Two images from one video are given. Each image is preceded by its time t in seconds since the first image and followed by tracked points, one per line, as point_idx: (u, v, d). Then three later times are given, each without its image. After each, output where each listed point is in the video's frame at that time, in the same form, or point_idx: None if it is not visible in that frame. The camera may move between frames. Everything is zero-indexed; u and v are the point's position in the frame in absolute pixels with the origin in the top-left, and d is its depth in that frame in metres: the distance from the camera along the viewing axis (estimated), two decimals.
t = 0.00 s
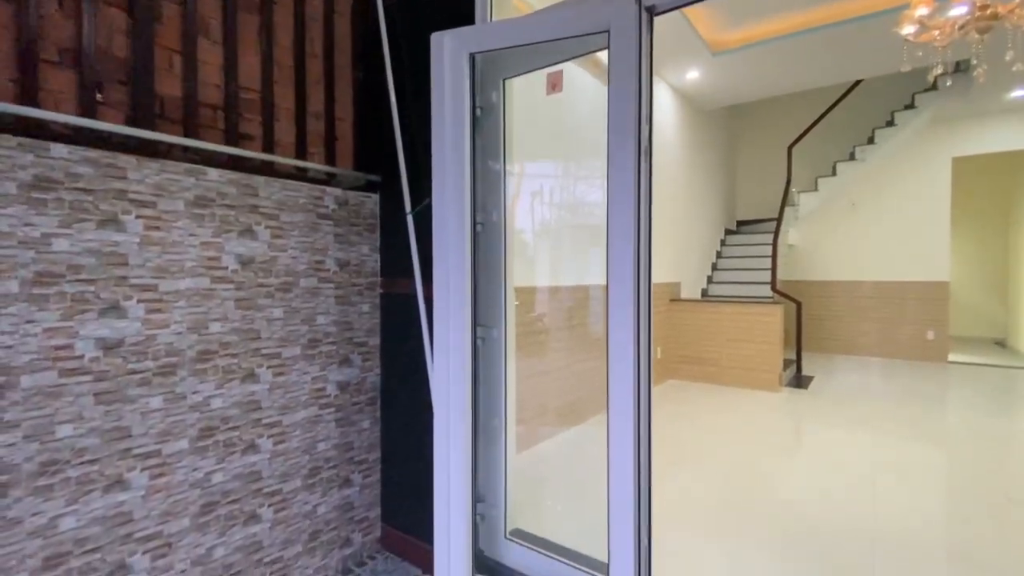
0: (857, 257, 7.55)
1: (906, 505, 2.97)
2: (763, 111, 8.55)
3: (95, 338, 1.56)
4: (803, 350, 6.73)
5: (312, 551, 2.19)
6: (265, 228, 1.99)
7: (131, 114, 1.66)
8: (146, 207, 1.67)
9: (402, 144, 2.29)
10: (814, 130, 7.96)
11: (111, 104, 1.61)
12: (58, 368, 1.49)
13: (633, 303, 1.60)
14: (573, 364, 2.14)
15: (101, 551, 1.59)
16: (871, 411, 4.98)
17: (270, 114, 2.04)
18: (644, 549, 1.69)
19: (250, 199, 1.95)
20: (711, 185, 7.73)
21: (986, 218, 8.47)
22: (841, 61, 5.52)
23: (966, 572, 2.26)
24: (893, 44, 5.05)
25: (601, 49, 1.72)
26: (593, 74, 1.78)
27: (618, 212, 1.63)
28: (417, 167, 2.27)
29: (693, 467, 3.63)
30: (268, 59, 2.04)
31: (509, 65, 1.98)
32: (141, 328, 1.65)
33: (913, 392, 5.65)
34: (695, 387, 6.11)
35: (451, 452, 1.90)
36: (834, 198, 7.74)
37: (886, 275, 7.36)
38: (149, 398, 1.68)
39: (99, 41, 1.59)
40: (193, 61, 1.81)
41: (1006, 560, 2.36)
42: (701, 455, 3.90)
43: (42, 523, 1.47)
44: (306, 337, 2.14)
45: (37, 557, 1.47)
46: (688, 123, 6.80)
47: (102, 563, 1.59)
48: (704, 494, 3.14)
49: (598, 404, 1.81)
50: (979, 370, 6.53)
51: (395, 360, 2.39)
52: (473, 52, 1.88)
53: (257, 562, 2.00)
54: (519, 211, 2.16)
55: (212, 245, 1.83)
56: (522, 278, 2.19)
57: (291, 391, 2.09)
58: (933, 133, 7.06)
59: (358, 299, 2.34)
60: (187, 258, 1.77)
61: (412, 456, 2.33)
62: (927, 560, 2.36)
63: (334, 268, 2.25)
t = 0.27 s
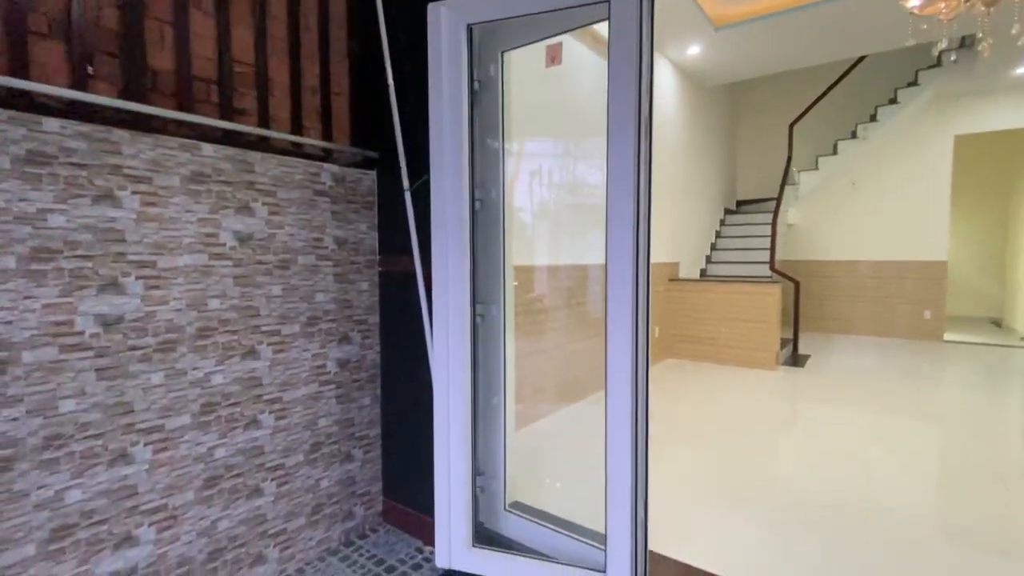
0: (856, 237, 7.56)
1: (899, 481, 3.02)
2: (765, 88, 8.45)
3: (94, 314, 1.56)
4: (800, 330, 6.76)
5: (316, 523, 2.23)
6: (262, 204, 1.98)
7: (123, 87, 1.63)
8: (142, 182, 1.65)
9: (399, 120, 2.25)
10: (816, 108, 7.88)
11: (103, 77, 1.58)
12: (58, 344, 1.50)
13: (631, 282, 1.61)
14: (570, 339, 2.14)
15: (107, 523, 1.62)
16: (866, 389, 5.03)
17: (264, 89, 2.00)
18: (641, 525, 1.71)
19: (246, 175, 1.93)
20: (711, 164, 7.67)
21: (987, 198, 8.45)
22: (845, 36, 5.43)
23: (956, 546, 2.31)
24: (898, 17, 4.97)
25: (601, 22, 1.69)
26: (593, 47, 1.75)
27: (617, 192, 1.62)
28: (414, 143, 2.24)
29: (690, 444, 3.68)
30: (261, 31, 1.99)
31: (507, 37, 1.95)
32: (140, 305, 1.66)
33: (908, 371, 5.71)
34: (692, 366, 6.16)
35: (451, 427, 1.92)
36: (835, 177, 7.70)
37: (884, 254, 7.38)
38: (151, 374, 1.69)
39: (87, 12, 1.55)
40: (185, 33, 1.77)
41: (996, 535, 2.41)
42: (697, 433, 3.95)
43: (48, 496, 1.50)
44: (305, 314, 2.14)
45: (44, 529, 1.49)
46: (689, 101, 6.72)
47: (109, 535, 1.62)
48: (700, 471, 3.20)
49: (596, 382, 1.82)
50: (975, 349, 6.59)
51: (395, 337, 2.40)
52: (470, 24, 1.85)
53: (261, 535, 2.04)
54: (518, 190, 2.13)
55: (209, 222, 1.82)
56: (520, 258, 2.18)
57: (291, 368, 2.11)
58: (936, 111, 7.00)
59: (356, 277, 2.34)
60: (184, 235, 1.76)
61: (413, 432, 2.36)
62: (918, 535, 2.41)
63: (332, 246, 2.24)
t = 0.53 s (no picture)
0: (853, 218, 7.57)
1: (890, 458, 3.07)
2: (764, 67, 8.37)
3: (88, 294, 1.55)
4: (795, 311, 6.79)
5: (315, 500, 2.26)
6: (255, 183, 1.96)
7: (111, 63, 1.59)
8: (133, 160, 1.63)
9: (393, 97, 2.22)
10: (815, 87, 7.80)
11: (90, 52, 1.55)
12: (53, 323, 1.49)
13: (627, 261, 1.60)
14: (565, 318, 2.14)
15: (108, 501, 1.64)
16: (859, 369, 5.08)
17: (256, 65, 1.96)
18: (635, 501, 1.73)
19: (238, 153, 1.90)
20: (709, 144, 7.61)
21: (985, 179, 8.44)
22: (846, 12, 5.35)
23: (944, 521, 2.36)
24: None
25: None
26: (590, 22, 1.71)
27: (614, 171, 1.60)
28: (409, 121, 2.22)
29: (684, 423, 3.73)
30: (251, 5, 1.94)
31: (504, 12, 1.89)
32: (134, 284, 1.65)
33: (902, 351, 5.75)
34: (688, 346, 6.20)
35: (448, 406, 1.92)
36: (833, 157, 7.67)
37: (880, 236, 7.41)
38: (147, 353, 1.69)
39: None
40: (172, 7, 1.72)
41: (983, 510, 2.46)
42: (692, 412, 4.00)
43: (48, 474, 1.51)
44: (301, 294, 2.14)
45: (45, 506, 1.51)
46: (687, 80, 6.64)
47: (109, 512, 1.64)
48: (694, 449, 3.24)
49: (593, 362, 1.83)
50: (968, 329, 6.64)
51: (391, 317, 2.40)
52: None
53: (261, 512, 2.06)
54: (515, 172, 2.13)
55: (202, 200, 1.80)
56: (517, 239, 2.18)
57: (288, 347, 2.11)
58: (937, 90, 6.94)
59: (352, 257, 2.33)
60: (177, 213, 1.74)
61: (410, 411, 2.38)
62: (908, 510, 2.46)
63: (327, 225, 2.22)
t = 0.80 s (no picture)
0: (849, 201, 7.58)
1: (880, 438, 3.11)
2: (762, 48, 8.29)
3: (78, 276, 1.53)
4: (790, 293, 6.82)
5: (312, 481, 2.28)
6: (246, 164, 1.93)
7: (95, 38, 1.55)
8: (120, 140, 1.60)
9: (385, 76, 2.18)
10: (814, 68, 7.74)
11: (73, 27, 1.51)
12: (44, 305, 1.48)
13: (622, 244, 1.59)
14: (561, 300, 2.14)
15: (104, 482, 1.64)
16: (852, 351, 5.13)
17: (244, 41, 1.91)
18: (628, 480, 1.75)
19: (228, 133, 1.87)
20: (706, 126, 7.56)
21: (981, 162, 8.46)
22: None
23: (933, 498, 2.41)
24: None
25: None
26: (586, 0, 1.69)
27: (610, 153, 1.58)
28: (402, 100, 2.18)
29: (678, 405, 3.76)
30: None
31: None
32: (125, 266, 1.63)
33: (894, 333, 5.80)
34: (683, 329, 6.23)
35: (443, 389, 1.92)
36: (831, 139, 7.63)
37: (876, 218, 7.42)
38: (140, 336, 1.68)
39: None
40: None
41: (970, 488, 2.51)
42: (686, 394, 4.03)
43: (43, 456, 1.51)
44: (294, 277, 2.12)
45: (41, 488, 1.51)
46: (685, 60, 6.56)
47: (106, 493, 1.65)
48: (688, 430, 3.27)
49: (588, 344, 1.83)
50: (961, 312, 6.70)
51: (386, 300, 2.39)
52: None
53: (258, 493, 2.08)
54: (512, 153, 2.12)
55: (192, 182, 1.78)
56: (512, 222, 2.17)
57: (282, 330, 2.10)
58: (936, 71, 6.90)
59: (346, 240, 2.32)
60: (166, 195, 1.72)
61: (406, 393, 2.39)
62: (896, 488, 2.50)
63: (320, 207, 2.20)
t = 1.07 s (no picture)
0: (846, 185, 7.56)
1: (871, 420, 3.14)
2: (760, 29, 8.20)
3: (66, 259, 1.51)
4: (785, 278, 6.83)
5: (309, 465, 2.28)
6: (236, 145, 1.89)
7: (76, 14, 1.50)
8: (105, 119, 1.56)
9: (378, 55, 2.14)
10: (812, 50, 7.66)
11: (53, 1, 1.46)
12: (32, 289, 1.45)
13: (618, 228, 1.58)
14: (554, 279, 2.13)
15: (99, 467, 1.64)
16: (845, 335, 5.16)
17: (231, 18, 1.85)
18: (623, 463, 1.76)
19: (217, 113, 1.83)
20: (703, 109, 7.49)
21: (977, 146, 8.48)
22: None
23: (922, 479, 2.44)
24: None
25: None
26: None
27: (606, 136, 1.56)
28: (395, 80, 2.14)
29: (673, 388, 3.78)
30: None
31: None
32: (114, 250, 1.60)
33: (887, 317, 5.84)
34: (678, 313, 6.24)
35: (438, 374, 1.92)
36: (828, 123, 7.59)
37: (872, 203, 7.42)
38: (131, 320, 1.66)
39: None
40: None
41: (958, 469, 2.55)
42: (680, 377, 4.04)
43: (35, 441, 1.50)
44: (288, 261, 2.10)
45: (34, 473, 1.50)
46: (683, 41, 6.47)
47: (101, 478, 1.64)
48: (682, 413, 3.28)
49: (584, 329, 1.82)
50: (954, 296, 6.74)
51: (380, 284, 2.37)
52: None
53: (255, 477, 2.08)
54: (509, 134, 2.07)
55: (181, 163, 1.74)
56: (507, 206, 2.14)
57: (276, 315, 2.08)
58: (934, 53, 6.86)
59: (340, 223, 2.29)
60: (155, 176, 1.68)
61: (402, 377, 2.38)
62: (886, 469, 2.53)
63: (313, 190, 2.17)
